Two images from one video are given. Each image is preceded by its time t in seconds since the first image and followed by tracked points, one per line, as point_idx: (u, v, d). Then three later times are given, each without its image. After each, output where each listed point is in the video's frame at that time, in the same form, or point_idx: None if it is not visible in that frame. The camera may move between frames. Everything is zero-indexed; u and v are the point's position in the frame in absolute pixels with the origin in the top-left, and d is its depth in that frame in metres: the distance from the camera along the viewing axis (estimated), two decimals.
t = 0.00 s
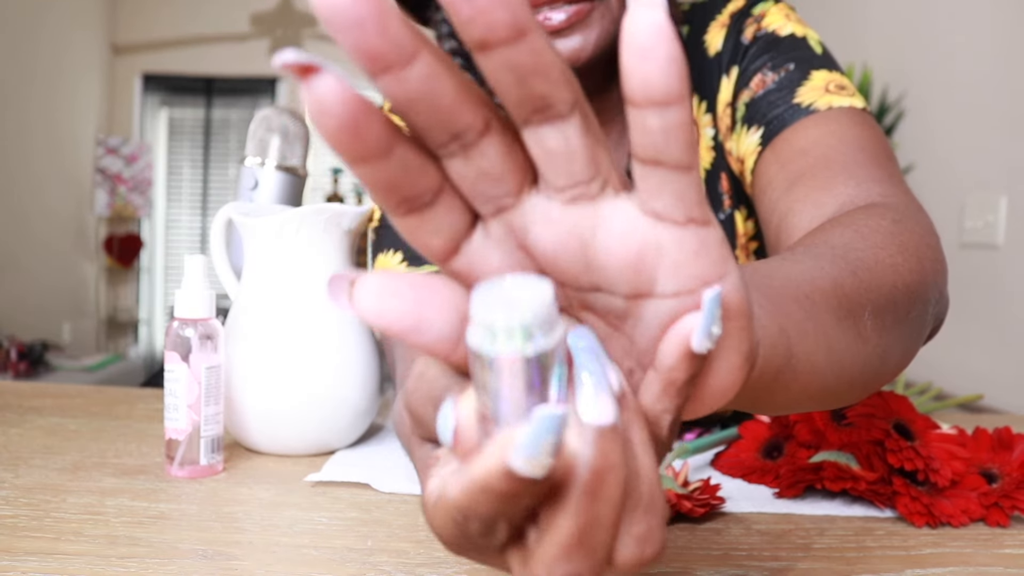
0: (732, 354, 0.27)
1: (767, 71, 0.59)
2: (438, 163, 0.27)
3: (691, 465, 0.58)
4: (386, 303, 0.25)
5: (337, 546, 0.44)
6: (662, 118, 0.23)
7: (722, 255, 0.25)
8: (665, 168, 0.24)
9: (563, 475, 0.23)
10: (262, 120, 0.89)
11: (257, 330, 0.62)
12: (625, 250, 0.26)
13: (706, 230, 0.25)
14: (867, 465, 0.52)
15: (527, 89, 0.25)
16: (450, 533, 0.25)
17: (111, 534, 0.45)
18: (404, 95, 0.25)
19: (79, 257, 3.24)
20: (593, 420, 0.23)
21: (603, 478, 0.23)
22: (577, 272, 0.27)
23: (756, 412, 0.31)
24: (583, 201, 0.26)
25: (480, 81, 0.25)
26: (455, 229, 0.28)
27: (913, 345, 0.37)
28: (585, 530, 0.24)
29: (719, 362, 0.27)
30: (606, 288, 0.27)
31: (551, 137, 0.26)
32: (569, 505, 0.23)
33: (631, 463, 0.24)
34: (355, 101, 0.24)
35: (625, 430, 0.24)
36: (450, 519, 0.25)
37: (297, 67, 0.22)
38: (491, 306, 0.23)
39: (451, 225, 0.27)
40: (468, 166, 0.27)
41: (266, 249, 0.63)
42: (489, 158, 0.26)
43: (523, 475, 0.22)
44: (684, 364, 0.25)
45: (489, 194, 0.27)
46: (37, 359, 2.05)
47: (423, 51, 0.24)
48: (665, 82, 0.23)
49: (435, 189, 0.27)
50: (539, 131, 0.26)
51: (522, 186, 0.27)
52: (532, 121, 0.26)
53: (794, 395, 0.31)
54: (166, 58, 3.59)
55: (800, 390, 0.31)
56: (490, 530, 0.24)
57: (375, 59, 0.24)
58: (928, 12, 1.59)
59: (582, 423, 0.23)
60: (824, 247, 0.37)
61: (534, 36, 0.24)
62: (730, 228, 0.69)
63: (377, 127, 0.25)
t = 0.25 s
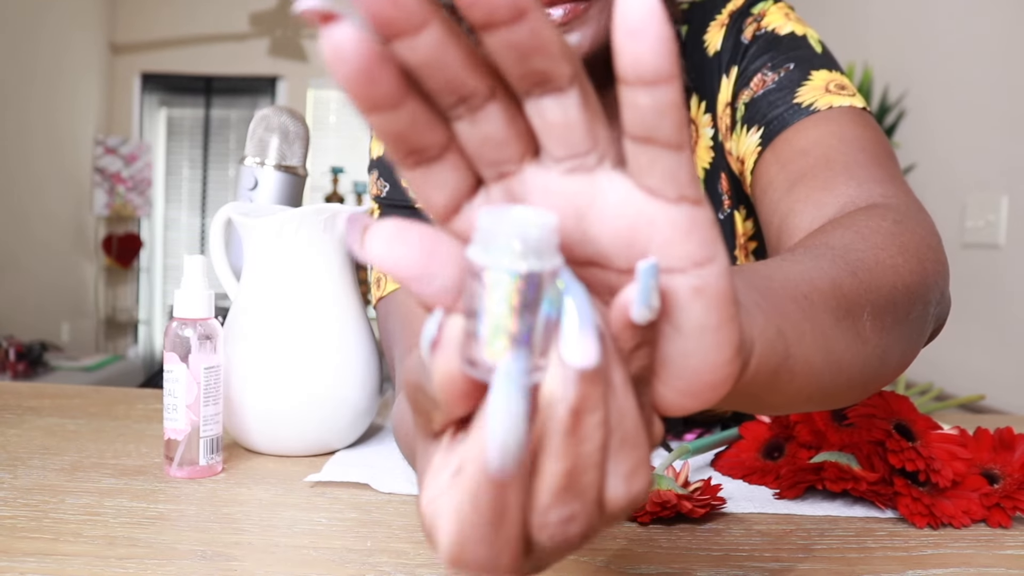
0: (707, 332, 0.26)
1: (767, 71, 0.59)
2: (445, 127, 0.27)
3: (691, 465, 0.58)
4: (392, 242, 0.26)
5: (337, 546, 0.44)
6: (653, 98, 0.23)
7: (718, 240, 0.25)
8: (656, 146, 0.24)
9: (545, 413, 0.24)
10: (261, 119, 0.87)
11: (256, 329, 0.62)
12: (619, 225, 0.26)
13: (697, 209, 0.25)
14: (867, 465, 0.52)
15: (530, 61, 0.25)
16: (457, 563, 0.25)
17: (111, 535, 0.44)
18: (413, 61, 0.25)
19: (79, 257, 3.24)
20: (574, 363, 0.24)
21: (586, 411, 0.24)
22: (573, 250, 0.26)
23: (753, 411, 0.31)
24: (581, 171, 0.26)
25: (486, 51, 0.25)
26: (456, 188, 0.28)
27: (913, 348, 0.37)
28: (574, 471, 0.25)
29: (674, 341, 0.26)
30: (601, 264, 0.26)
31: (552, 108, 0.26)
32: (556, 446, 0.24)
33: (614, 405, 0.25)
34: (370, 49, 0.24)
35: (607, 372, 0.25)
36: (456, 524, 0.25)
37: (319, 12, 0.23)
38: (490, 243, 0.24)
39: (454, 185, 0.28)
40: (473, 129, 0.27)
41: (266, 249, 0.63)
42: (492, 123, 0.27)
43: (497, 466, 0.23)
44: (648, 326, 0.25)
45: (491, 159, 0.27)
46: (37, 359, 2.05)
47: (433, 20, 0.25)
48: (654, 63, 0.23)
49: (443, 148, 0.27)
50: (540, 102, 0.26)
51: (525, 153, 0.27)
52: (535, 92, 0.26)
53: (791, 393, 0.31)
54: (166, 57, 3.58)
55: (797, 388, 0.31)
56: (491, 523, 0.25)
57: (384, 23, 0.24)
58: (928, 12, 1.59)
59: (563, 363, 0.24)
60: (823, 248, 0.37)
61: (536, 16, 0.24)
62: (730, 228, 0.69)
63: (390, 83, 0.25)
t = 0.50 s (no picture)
0: (705, 337, 0.24)
1: (767, 73, 0.59)
2: (457, 118, 0.27)
3: (691, 466, 0.58)
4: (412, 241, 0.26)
5: (337, 546, 0.44)
6: (669, 98, 0.23)
7: (722, 243, 0.24)
8: (669, 145, 0.24)
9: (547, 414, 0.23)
10: (260, 119, 0.88)
11: (256, 329, 0.62)
12: (625, 224, 0.25)
13: (702, 211, 0.24)
14: (867, 465, 0.52)
15: (545, 56, 0.25)
16: (444, 542, 0.26)
17: (110, 535, 0.44)
18: (430, 54, 0.25)
19: (78, 257, 3.24)
20: (576, 365, 0.23)
21: (587, 412, 0.23)
22: (576, 247, 0.26)
23: (755, 418, 0.30)
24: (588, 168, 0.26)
25: (502, 46, 0.25)
26: (464, 180, 0.27)
27: (913, 352, 0.36)
28: (575, 473, 0.24)
29: (671, 343, 0.24)
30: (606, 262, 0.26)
31: (563, 103, 0.25)
32: (557, 449, 0.24)
33: (617, 407, 0.24)
34: (386, 41, 0.24)
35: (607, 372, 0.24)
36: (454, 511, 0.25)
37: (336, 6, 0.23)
38: (487, 230, 0.24)
39: (461, 178, 0.27)
40: (483, 122, 0.26)
41: (265, 249, 0.63)
42: (502, 118, 0.26)
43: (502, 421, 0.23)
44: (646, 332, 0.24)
45: (501, 154, 0.27)
46: (36, 359, 2.05)
47: (451, 14, 0.25)
48: (671, 61, 0.23)
49: (454, 138, 0.27)
50: (553, 96, 0.25)
51: (533, 149, 0.26)
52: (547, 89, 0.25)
53: (791, 400, 0.30)
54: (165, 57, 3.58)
55: (796, 396, 0.30)
56: (489, 514, 0.25)
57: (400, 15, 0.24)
58: (929, 11, 1.59)
59: (566, 366, 0.23)
60: (824, 254, 0.36)
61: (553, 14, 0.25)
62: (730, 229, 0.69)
63: (404, 75, 0.25)
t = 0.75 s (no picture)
0: (716, 348, 0.24)
1: (772, 75, 0.59)
2: (472, 124, 0.26)
3: (691, 466, 0.58)
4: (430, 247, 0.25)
5: (336, 547, 0.44)
6: (704, 107, 0.22)
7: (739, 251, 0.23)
8: (695, 148, 0.23)
9: (552, 422, 0.23)
10: (259, 119, 0.88)
11: (256, 330, 0.62)
12: (642, 230, 0.25)
13: (721, 219, 0.23)
14: (868, 465, 0.52)
15: (568, 64, 0.24)
16: (447, 545, 0.26)
17: (110, 535, 0.44)
18: (452, 62, 0.25)
19: (77, 257, 3.24)
20: (583, 372, 0.23)
21: (592, 420, 0.23)
22: (588, 253, 0.25)
23: (757, 422, 0.30)
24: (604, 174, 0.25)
25: (522, 52, 0.25)
26: (476, 184, 0.27)
27: (916, 357, 0.35)
28: (580, 476, 0.24)
29: (683, 351, 0.24)
30: (619, 270, 0.25)
31: (582, 108, 0.25)
32: (561, 455, 0.24)
33: (626, 419, 0.24)
34: (408, 46, 0.24)
35: (615, 377, 0.24)
36: (454, 515, 0.25)
37: (359, 6, 0.23)
38: (503, 231, 0.25)
39: (475, 182, 0.27)
40: (498, 126, 0.26)
41: (265, 249, 0.63)
42: (518, 125, 0.26)
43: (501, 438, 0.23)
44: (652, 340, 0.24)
45: (514, 158, 0.26)
46: (35, 359, 2.05)
47: (473, 24, 0.25)
48: (706, 70, 0.21)
49: (468, 144, 0.26)
50: (572, 103, 0.25)
51: (548, 155, 0.26)
52: (568, 98, 0.25)
53: (791, 408, 0.29)
54: (165, 57, 3.58)
55: (797, 403, 0.29)
56: (490, 520, 0.25)
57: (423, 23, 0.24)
58: (929, 11, 1.59)
59: (572, 371, 0.23)
60: (830, 259, 0.35)
61: (579, 23, 0.24)
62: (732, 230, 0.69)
63: (423, 79, 0.25)
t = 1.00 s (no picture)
0: (715, 348, 0.24)
1: (773, 76, 0.59)
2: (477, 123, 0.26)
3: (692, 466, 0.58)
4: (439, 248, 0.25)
5: (336, 547, 0.44)
6: (705, 111, 0.22)
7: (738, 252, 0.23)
8: (696, 149, 0.22)
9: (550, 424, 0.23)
10: (259, 119, 0.88)
11: (256, 330, 0.62)
12: (639, 231, 0.24)
13: (721, 220, 0.23)
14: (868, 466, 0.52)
15: (569, 67, 0.24)
16: (451, 542, 0.25)
17: (109, 535, 0.44)
18: (454, 64, 0.25)
19: (76, 257, 3.24)
20: (578, 376, 0.23)
21: (590, 422, 0.23)
22: (589, 253, 0.25)
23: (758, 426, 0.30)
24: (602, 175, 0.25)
25: (523, 54, 0.24)
26: (477, 183, 0.27)
27: (916, 360, 0.35)
28: (578, 485, 0.24)
29: (677, 350, 0.24)
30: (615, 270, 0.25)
31: (584, 109, 0.24)
32: (559, 459, 0.24)
33: (624, 420, 0.24)
34: (409, 47, 0.24)
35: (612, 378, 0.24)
36: (456, 515, 0.24)
37: (361, 8, 0.23)
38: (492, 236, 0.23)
39: (475, 179, 0.27)
40: (499, 124, 0.26)
41: (265, 249, 0.63)
42: (520, 125, 0.25)
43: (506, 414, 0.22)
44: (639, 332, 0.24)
45: (516, 157, 0.26)
46: (34, 359, 2.05)
47: (474, 26, 0.24)
48: (707, 73, 0.21)
49: (468, 142, 0.26)
50: (573, 104, 0.24)
51: (549, 155, 0.26)
52: (569, 102, 0.24)
53: (790, 412, 0.29)
54: (165, 57, 3.58)
55: (796, 406, 0.29)
56: (493, 514, 0.24)
57: (424, 24, 0.24)
58: (929, 11, 1.59)
59: (566, 377, 0.23)
60: (830, 262, 0.35)
61: (581, 28, 0.23)
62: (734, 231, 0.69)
63: (424, 80, 0.25)
